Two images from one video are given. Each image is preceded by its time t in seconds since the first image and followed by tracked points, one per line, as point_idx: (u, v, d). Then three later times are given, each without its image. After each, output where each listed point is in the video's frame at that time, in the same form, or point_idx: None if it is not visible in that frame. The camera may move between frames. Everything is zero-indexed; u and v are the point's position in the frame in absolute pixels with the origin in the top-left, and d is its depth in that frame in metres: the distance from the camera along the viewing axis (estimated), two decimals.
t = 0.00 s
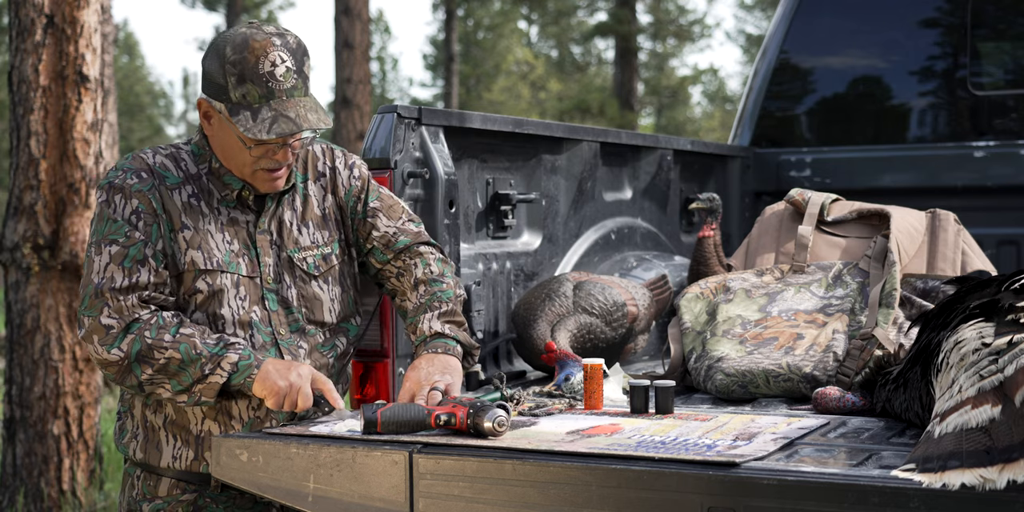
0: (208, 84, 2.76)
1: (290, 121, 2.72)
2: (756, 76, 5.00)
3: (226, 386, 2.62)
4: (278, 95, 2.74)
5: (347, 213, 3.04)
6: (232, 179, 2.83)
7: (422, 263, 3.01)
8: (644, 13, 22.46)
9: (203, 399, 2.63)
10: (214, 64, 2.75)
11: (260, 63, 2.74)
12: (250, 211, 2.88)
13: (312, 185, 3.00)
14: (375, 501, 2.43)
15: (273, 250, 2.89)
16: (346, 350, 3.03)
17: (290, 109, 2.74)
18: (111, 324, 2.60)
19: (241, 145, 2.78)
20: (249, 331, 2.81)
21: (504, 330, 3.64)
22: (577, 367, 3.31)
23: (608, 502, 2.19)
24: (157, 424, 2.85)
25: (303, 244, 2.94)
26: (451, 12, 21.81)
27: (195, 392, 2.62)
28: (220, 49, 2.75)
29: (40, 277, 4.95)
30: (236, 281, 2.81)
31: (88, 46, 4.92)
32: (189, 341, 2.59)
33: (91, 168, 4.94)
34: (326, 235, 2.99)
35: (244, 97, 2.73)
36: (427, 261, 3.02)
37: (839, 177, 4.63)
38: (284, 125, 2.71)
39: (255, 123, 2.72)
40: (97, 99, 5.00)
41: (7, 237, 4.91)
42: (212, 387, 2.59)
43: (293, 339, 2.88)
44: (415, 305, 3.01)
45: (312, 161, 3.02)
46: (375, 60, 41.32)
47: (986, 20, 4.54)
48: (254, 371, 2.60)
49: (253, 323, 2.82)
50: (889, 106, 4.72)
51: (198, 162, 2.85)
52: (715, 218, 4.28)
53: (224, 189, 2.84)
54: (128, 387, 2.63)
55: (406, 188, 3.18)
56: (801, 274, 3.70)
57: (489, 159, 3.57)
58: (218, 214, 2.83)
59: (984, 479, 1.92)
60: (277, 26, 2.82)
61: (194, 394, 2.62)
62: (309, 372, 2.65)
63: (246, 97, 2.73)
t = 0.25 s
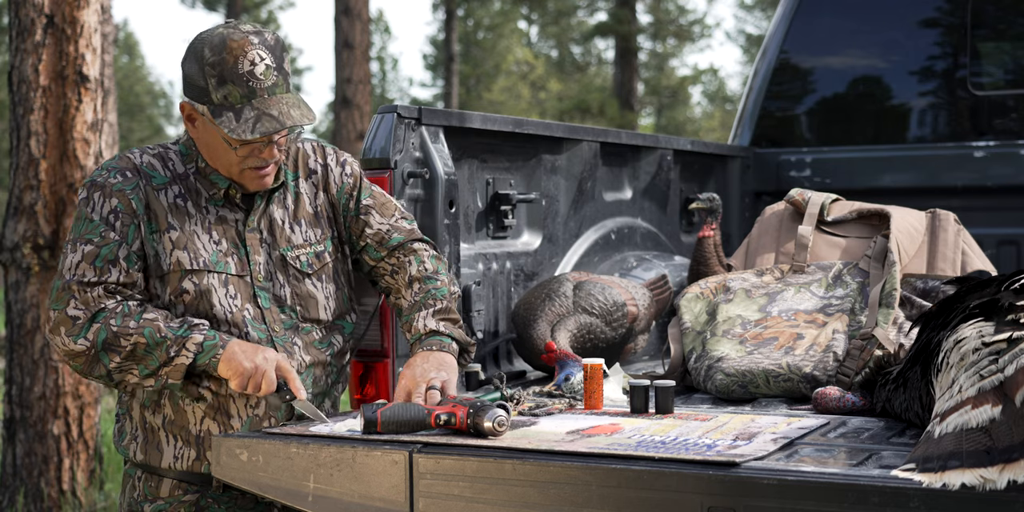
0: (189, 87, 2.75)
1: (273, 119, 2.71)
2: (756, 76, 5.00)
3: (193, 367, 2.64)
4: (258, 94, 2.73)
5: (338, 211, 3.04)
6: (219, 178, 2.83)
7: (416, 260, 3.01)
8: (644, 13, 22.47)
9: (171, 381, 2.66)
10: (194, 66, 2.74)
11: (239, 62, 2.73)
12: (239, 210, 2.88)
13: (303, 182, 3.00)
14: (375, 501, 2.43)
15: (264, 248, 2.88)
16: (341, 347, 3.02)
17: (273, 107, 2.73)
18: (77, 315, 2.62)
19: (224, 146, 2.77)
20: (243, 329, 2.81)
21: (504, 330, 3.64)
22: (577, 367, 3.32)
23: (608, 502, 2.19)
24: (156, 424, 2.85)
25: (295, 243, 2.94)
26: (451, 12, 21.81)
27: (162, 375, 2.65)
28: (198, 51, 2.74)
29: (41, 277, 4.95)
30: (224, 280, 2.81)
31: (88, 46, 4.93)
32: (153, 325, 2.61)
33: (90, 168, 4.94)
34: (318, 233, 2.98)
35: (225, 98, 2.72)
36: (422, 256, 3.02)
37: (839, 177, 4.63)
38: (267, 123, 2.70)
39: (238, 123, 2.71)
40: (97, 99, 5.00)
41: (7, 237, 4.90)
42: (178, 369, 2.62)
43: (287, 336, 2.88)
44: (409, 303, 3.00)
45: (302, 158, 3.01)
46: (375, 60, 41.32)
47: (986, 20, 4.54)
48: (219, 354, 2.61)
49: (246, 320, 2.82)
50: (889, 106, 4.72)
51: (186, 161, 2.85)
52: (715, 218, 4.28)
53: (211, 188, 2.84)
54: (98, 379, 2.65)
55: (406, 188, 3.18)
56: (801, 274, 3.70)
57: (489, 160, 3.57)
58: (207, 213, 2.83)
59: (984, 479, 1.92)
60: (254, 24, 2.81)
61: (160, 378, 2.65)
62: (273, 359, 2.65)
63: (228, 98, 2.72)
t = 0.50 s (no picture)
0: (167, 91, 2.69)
1: (255, 119, 2.66)
2: (756, 76, 5.00)
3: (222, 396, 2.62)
4: (239, 95, 2.68)
5: (325, 204, 3.05)
6: (206, 182, 2.80)
7: (395, 261, 3.04)
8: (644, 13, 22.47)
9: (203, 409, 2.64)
10: (172, 71, 2.68)
11: (219, 64, 2.68)
12: (228, 211, 2.86)
13: (289, 176, 3.00)
14: (375, 501, 2.43)
15: (257, 247, 2.87)
16: (334, 340, 3.03)
17: (256, 108, 2.68)
18: (101, 343, 2.58)
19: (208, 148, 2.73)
20: (241, 331, 2.80)
21: (503, 330, 3.65)
22: (577, 367, 3.32)
23: (608, 502, 2.19)
24: (156, 430, 2.83)
25: (286, 238, 2.94)
26: (451, 12, 21.82)
27: (193, 404, 2.63)
28: (175, 54, 2.68)
29: (41, 277, 4.95)
30: (220, 286, 2.79)
31: (88, 46, 4.93)
32: (173, 354, 2.56)
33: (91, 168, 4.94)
34: (307, 225, 2.99)
35: (206, 101, 2.67)
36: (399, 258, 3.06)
37: (839, 177, 4.63)
38: (250, 124, 2.65)
39: (221, 126, 2.65)
40: (97, 99, 5.00)
41: (7, 237, 4.90)
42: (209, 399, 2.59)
43: (286, 335, 2.88)
44: (380, 298, 3.01)
45: (286, 151, 3.02)
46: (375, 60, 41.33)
47: (986, 20, 4.54)
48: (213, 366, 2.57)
49: (243, 323, 2.81)
50: (889, 106, 4.72)
51: (169, 169, 2.80)
52: (715, 218, 4.28)
53: (198, 193, 2.80)
54: (128, 402, 2.63)
55: (406, 189, 3.19)
56: (801, 274, 3.70)
57: (489, 160, 3.58)
58: (197, 219, 2.80)
59: (984, 479, 1.92)
60: (230, 24, 2.76)
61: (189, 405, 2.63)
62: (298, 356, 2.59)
63: (208, 101, 2.67)
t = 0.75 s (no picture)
0: (155, 97, 2.69)
1: (248, 123, 2.67)
2: (756, 76, 5.00)
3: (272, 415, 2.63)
4: (230, 99, 2.69)
5: (307, 203, 3.08)
6: (200, 188, 2.78)
7: (369, 276, 3.06)
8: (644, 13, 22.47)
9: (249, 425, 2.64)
10: (162, 75, 2.67)
11: (207, 69, 2.68)
12: (224, 213, 2.85)
13: (274, 173, 3.01)
14: (375, 501, 2.43)
15: (253, 247, 2.89)
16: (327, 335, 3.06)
17: (246, 111, 2.69)
18: (159, 344, 2.57)
19: (200, 153, 2.73)
20: (247, 332, 2.82)
21: (504, 330, 3.65)
22: (577, 367, 3.32)
23: (608, 502, 2.19)
24: (161, 437, 2.81)
25: (279, 236, 2.95)
26: (451, 12, 21.82)
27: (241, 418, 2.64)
28: (162, 59, 2.67)
29: (41, 277, 4.95)
30: (228, 287, 2.80)
31: (88, 46, 4.93)
32: (238, 363, 2.59)
33: (91, 168, 4.94)
34: (296, 221, 3.02)
35: (197, 106, 2.67)
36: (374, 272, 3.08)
37: (839, 177, 4.63)
38: (244, 128, 2.66)
39: (214, 132, 2.66)
40: (97, 99, 5.00)
41: (7, 237, 4.90)
42: (262, 413, 2.61)
43: (289, 335, 2.90)
44: (356, 320, 3.07)
45: (269, 149, 3.03)
46: (375, 59, 41.33)
47: (986, 20, 4.53)
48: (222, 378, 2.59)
49: (249, 325, 2.82)
50: (889, 106, 4.72)
51: (161, 176, 2.78)
52: (715, 218, 4.28)
53: (193, 198, 2.79)
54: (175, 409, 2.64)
55: (406, 189, 3.19)
56: (801, 274, 3.70)
57: (489, 160, 3.57)
58: (196, 224, 2.78)
59: (984, 479, 1.92)
60: (214, 27, 2.75)
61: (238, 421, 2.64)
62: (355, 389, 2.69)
63: (200, 106, 2.67)
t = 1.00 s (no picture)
0: (160, 96, 2.67)
1: (256, 123, 2.68)
2: (756, 76, 5.00)
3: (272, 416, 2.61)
4: (237, 98, 2.69)
5: (302, 197, 3.12)
6: (200, 186, 2.78)
7: (377, 256, 3.08)
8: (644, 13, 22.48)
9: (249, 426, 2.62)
10: (166, 74, 2.66)
11: (214, 67, 2.67)
12: (222, 211, 2.86)
13: (266, 170, 3.04)
14: (375, 501, 2.43)
15: (251, 245, 2.89)
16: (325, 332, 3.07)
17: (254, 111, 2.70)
18: (160, 344, 2.56)
19: (205, 152, 2.72)
20: (247, 330, 2.81)
21: (503, 330, 3.64)
22: (577, 367, 3.32)
23: (608, 503, 2.18)
24: (161, 437, 2.81)
25: (274, 233, 2.97)
26: (451, 12, 21.82)
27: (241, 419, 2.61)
28: (167, 58, 2.67)
29: (41, 277, 4.95)
30: (230, 284, 2.80)
31: (88, 46, 4.93)
32: (240, 363, 2.57)
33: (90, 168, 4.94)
34: (290, 219, 3.04)
35: (203, 105, 2.67)
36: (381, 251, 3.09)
37: (839, 177, 4.63)
38: (251, 128, 2.67)
39: (221, 130, 2.66)
40: (97, 99, 5.00)
41: (7, 237, 4.90)
42: (262, 413, 2.59)
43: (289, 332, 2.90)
44: (371, 300, 3.08)
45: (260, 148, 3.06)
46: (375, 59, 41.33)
47: (986, 20, 4.53)
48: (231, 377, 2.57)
49: (250, 322, 2.82)
50: (889, 106, 4.72)
51: (159, 174, 2.77)
52: (715, 218, 4.28)
53: (191, 197, 2.79)
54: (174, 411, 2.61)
55: (406, 189, 3.19)
56: (801, 274, 3.70)
57: (489, 160, 3.57)
58: (195, 221, 2.79)
59: (984, 479, 1.92)
60: (217, 26, 2.75)
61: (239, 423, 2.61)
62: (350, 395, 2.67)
63: (206, 105, 2.67)
